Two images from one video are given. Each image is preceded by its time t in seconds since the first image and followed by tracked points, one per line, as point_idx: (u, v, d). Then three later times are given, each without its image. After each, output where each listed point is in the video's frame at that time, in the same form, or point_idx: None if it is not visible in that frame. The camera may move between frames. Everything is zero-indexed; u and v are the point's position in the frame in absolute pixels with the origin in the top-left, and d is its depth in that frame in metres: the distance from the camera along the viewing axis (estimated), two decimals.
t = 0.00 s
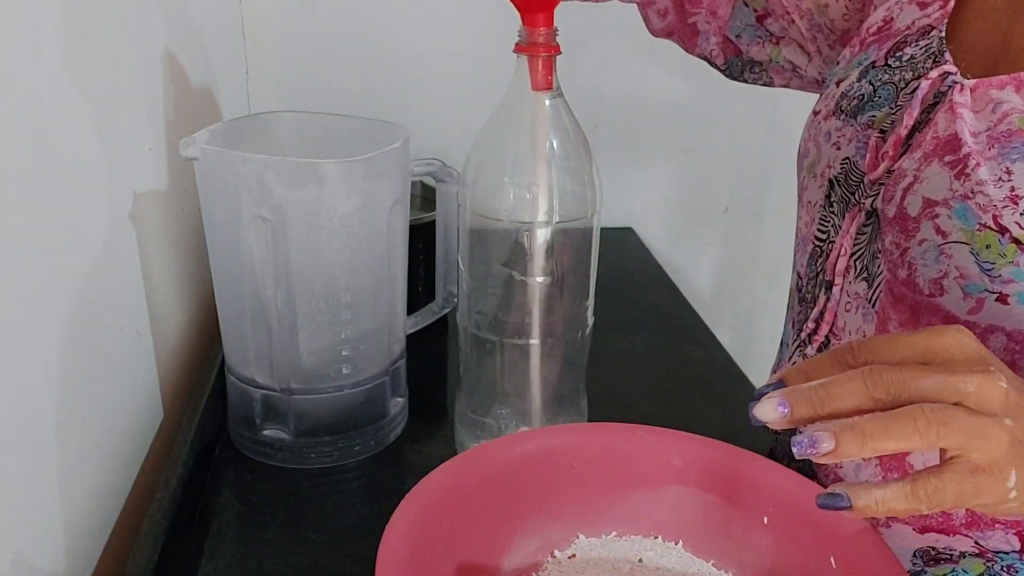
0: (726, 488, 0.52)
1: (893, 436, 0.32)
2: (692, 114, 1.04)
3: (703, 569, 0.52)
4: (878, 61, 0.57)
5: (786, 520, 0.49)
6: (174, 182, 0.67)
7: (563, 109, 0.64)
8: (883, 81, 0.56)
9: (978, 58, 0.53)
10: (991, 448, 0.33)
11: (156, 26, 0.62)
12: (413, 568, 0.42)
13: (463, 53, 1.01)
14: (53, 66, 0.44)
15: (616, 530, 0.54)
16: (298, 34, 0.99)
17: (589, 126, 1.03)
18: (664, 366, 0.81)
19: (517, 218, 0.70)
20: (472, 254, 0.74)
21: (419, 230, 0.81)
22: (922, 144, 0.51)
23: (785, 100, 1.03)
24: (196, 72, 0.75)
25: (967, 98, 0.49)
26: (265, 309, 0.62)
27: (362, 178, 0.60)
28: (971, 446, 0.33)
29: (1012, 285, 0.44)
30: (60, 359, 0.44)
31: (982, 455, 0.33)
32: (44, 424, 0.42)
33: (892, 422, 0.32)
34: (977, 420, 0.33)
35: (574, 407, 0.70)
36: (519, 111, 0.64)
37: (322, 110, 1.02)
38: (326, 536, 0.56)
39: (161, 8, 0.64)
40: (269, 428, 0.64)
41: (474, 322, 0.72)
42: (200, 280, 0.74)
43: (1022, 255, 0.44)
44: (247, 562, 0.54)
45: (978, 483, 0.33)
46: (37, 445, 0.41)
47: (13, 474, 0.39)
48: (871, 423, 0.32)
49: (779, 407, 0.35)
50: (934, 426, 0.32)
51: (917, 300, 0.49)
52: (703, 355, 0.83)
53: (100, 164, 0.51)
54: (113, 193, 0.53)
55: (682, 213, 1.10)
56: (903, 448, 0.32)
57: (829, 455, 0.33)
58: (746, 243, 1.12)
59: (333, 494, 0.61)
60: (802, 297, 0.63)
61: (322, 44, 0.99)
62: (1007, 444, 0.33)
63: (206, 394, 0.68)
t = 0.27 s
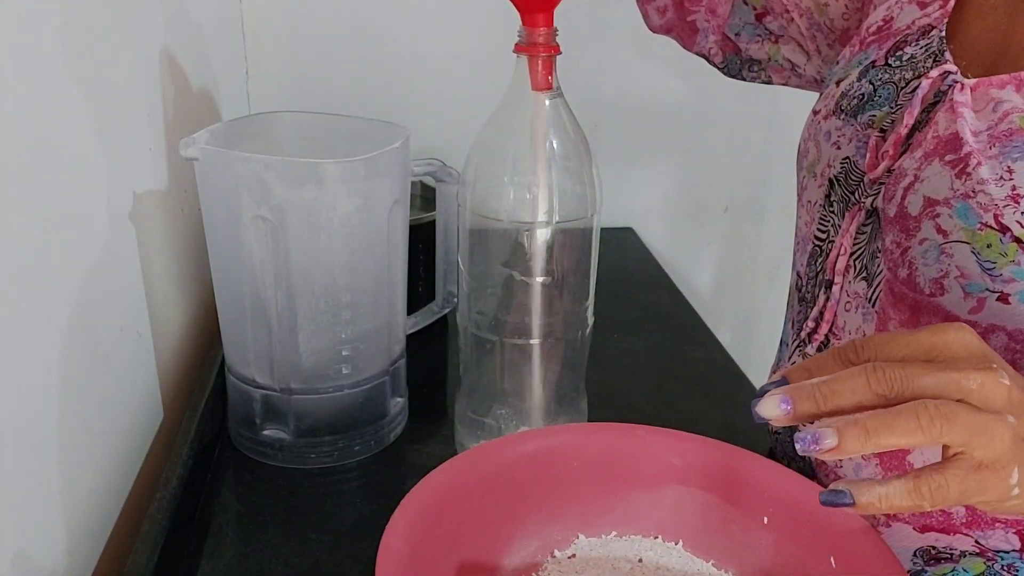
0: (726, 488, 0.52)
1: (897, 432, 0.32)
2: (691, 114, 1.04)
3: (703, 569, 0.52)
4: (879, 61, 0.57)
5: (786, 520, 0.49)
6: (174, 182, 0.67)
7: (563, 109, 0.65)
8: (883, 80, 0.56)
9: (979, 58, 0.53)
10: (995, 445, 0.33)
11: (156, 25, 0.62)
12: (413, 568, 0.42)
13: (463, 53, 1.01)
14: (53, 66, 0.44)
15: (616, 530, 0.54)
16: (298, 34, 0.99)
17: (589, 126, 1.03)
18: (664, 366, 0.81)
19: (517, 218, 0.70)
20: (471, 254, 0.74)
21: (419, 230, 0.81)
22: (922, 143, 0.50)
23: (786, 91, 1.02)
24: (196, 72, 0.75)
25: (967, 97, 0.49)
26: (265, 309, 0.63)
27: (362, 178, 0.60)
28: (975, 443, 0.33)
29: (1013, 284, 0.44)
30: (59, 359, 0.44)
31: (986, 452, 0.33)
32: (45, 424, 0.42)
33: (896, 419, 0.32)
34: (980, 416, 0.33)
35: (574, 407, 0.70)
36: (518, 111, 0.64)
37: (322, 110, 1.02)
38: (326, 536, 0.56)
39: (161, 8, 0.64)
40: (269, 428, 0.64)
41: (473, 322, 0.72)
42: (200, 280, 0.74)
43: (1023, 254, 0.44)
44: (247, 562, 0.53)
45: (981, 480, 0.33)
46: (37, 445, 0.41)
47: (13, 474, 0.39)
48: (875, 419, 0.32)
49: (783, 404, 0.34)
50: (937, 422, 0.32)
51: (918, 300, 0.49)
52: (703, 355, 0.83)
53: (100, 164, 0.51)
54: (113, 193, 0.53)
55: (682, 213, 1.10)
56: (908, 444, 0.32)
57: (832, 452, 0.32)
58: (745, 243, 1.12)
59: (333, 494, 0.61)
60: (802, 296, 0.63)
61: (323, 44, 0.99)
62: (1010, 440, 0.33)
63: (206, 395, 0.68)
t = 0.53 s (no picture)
0: (726, 488, 0.52)
1: (896, 422, 0.32)
2: (691, 114, 1.04)
3: (703, 569, 0.52)
4: (880, 61, 0.57)
5: (786, 520, 0.49)
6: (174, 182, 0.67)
7: (564, 109, 0.64)
8: (884, 80, 0.56)
9: (981, 57, 0.53)
10: (993, 437, 0.33)
11: (156, 25, 0.62)
12: (413, 569, 0.42)
13: (463, 53, 1.01)
14: (53, 66, 0.44)
15: (616, 530, 0.54)
16: (298, 34, 0.99)
17: (589, 126, 1.03)
18: (663, 365, 0.81)
19: (517, 218, 0.71)
20: (471, 254, 0.74)
21: (419, 231, 0.81)
22: (922, 142, 0.50)
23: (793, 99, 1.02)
24: (196, 72, 0.75)
25: (969, 96, 0.49)
26: (265, 309, 0.62)
27: (363, 179, 0.60)
28: (974, 434, 0.33)
29: (1014, 283, 0.44)
30: (59, 359, 0.44)
31: (984, 443, 0.33)
32: (45, 424, 0.42)
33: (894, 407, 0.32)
34: (979, 407, 0.33)
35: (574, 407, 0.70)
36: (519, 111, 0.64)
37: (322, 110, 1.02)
38: (326, 536, 0.56)
39: (161, 7, 0.64)
40: (269, 428, 0.64)
41: (473, 322, 0.72)
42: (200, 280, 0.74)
43: None
44: (247, 562, 0.53)
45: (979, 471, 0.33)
46: (37, 445, 0.41)
47: (13, 474, 0.39)
48: (873, 409, 0.32)
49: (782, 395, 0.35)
50: (936, 413, 0.32)
51: (919, 299, 0.49)
52: (703, 355, 0.83)
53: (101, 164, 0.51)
54: (113, 193, 0.53)
55: (682, 213, 1.10)
56: (906, 434, 0.32)
57: (830, 442, 0.32)
58: (745, 242, 1.12)
59: (333, 494, 0.61)
60: (803, 296, 0.63)
61: (323, 44, 0.99)
62: (1010, 433, 0.33)
63: (207, 395, 0.68)
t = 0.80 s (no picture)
0: (726, 488, 0.52)
1: (893, 408, 0.32)
2: (691, 114, 1.04)
3: (703, 570, 0.52)
4: (882, 61, 0.57)
5: (786, 520, 0.49)
6: (174, 182, 0.67)
7: (564, 108, 0.64)
8: (887, 79, 0.56)
9: (983, 57, 0.53)
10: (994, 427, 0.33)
11: (156, 25, 0.62)
12: (413, 569, 0.42)
13: (463, 53, 1.01)
14: (53, 66, 0.44)
15: (616, 530, 0.54)
16: (298, 34, 0.99)
17: (589, 126, 1.03)
18: (663, 366, 0.81)
19: (517, 219, 0.71)
20: (471, 254, 0.74)
21: (419, 231, 0.81)
22: (924, 140, 0.50)
23: (790, 111, 1.02)
24: (196, 72, 0.75)
25: (971, 94, 0.49)
26: (265, 309, 0.62)
27: (363, 179, 0.60)
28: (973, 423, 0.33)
29: (1014, 281, 0.44)
30: (59, 359, 0.44)
31: (982, 433, 0.33)
32: (45, 424, 0.42)
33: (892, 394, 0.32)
34: (979, 396, 0.32)
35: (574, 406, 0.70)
36: (518, 112, 0.64)
37: (322, 110, 1.02)
38: (326, 536, 0.56)
39: (161, 8, 0.64)
40: (269, 428, 0.64)
41: (473, 322, 0.72)
42: (200, 280, 0.74)
43: None
44: (247, 562, 0.53)
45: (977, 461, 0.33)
46: (37, 445, 0.41)
47: (13, 475, 0.39)
48: (871, 395, 0.32)
49: (780, 380, 0.35)
50: (934, 399, 0.32)
51: (919, 296, 0.49)
52: (703, 355, 0.83)
53: (101, 165, 0.51)
54: (113, 193, 0.53)
55: (682, 213, 1.10)
56: (904, 421, 0.32)
57: (827, 428, 0.32)
58: (745, 243, 1.12)
59: (333, 494, 0.61)
60: (806, 295, 0.62)
61: (323, 44, 0.99)
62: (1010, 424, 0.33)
63: (207, 395, 0.68)
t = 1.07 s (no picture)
0: (726, 488, 0.52)
1: (913, 371, 0.30)
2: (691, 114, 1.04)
3: (703, 570, 0.52)
4: (890, 59, 0.57)
5: (786, 520, 0.49)
6: (173, 182, 0.67)
7: (564, 107, 0.64)
8: (893, 77, 0.56)
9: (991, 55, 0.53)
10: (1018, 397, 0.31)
11: (156, 26, 0.62)
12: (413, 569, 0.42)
13: (463, 53, 1.01)
14: (54, 66, 0.44)
15: (616, 530, 0.54)
16: (298, 34, 0.99)
17: (589, 126, 1.03)
18: (664, 366, 0.81)
19: (517, 218, 0.72)
20: (471, 254, 0.75)
21: (419, 231, 0.81)
22: (932, 138, 0.48)
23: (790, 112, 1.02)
24: (196, 72, 0.75)
25: (980, 93, 0.47)
26: (265, 309, 0.62)
27: (363, 179, 0.60)
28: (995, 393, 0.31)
29: (1019, 281, 0.41)
30: (60, 359, 0.44)
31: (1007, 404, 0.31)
32: (45, 424, 0.42)
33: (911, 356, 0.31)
34: (999, 365, 0.31)
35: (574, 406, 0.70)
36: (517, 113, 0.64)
37: (322, 110, 1.02)
38: (326, 536, 0.56)
39: (161, 8, 0.64)
40: (269, 428, 0.64)
41: (473, 322, 0.72)
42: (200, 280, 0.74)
43: None
44: (247, 562, 0.54)
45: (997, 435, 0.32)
46: (37, 445, 0.41)
47: (13, 475, 0.39)
48: (890, 357, 0.31)
49: (793, 342, 0.33)
50: (954, 365, 0.31)
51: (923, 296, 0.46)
52: (703, 355, 0.83)
53: (101, 165, 0.51)
54: (113, 193, 0.53)
55: (682, 214, 1.10)
56: (923, 385, 0.31)
57: (842, 390, 0.31)
58: (745, 243, 1.12)
59: (333, 494, 0.61)
60: (811, 294, 0.61)
61: (323, 44, 0.99)
62: None
63: (207, 395, 0.68)
